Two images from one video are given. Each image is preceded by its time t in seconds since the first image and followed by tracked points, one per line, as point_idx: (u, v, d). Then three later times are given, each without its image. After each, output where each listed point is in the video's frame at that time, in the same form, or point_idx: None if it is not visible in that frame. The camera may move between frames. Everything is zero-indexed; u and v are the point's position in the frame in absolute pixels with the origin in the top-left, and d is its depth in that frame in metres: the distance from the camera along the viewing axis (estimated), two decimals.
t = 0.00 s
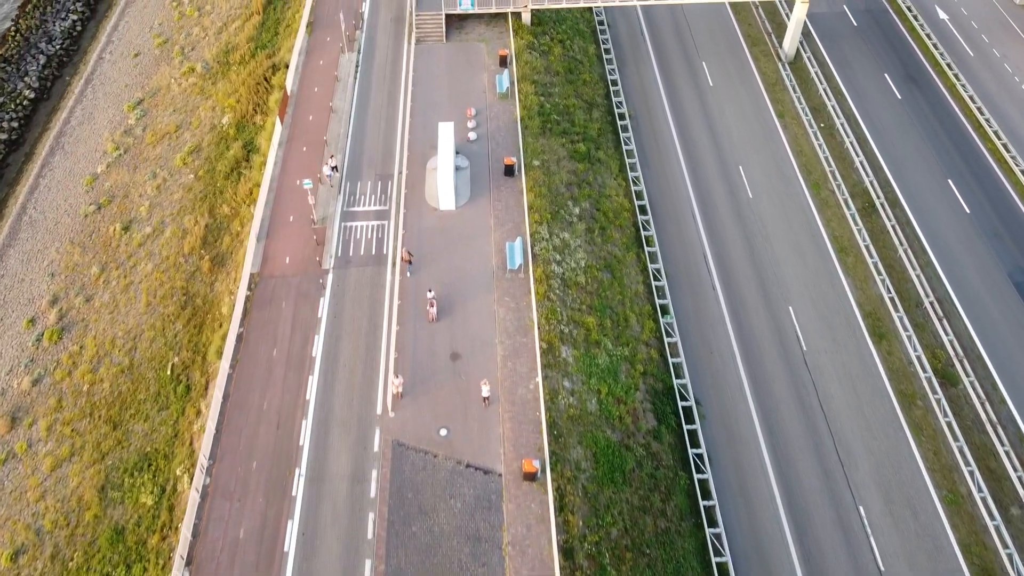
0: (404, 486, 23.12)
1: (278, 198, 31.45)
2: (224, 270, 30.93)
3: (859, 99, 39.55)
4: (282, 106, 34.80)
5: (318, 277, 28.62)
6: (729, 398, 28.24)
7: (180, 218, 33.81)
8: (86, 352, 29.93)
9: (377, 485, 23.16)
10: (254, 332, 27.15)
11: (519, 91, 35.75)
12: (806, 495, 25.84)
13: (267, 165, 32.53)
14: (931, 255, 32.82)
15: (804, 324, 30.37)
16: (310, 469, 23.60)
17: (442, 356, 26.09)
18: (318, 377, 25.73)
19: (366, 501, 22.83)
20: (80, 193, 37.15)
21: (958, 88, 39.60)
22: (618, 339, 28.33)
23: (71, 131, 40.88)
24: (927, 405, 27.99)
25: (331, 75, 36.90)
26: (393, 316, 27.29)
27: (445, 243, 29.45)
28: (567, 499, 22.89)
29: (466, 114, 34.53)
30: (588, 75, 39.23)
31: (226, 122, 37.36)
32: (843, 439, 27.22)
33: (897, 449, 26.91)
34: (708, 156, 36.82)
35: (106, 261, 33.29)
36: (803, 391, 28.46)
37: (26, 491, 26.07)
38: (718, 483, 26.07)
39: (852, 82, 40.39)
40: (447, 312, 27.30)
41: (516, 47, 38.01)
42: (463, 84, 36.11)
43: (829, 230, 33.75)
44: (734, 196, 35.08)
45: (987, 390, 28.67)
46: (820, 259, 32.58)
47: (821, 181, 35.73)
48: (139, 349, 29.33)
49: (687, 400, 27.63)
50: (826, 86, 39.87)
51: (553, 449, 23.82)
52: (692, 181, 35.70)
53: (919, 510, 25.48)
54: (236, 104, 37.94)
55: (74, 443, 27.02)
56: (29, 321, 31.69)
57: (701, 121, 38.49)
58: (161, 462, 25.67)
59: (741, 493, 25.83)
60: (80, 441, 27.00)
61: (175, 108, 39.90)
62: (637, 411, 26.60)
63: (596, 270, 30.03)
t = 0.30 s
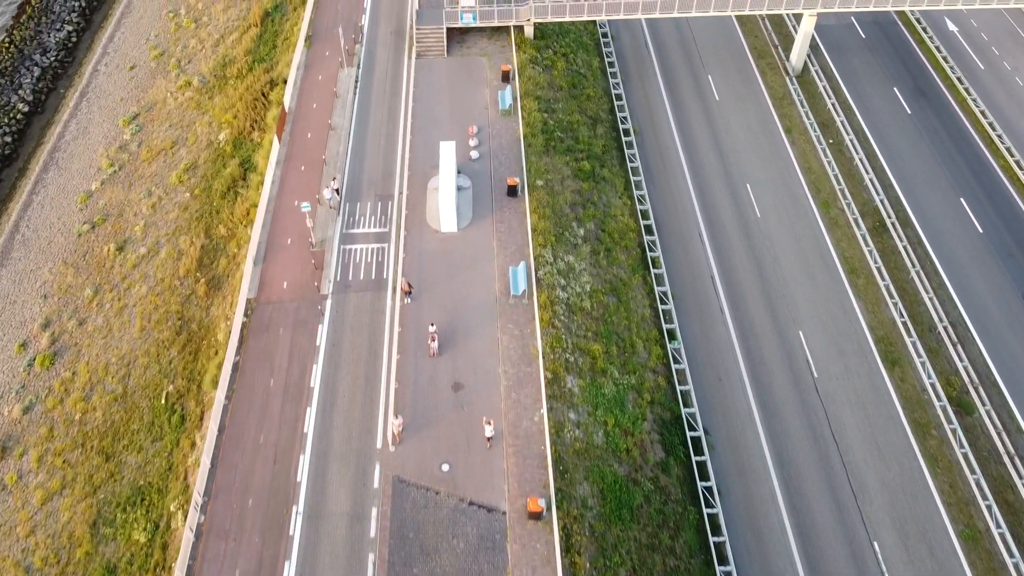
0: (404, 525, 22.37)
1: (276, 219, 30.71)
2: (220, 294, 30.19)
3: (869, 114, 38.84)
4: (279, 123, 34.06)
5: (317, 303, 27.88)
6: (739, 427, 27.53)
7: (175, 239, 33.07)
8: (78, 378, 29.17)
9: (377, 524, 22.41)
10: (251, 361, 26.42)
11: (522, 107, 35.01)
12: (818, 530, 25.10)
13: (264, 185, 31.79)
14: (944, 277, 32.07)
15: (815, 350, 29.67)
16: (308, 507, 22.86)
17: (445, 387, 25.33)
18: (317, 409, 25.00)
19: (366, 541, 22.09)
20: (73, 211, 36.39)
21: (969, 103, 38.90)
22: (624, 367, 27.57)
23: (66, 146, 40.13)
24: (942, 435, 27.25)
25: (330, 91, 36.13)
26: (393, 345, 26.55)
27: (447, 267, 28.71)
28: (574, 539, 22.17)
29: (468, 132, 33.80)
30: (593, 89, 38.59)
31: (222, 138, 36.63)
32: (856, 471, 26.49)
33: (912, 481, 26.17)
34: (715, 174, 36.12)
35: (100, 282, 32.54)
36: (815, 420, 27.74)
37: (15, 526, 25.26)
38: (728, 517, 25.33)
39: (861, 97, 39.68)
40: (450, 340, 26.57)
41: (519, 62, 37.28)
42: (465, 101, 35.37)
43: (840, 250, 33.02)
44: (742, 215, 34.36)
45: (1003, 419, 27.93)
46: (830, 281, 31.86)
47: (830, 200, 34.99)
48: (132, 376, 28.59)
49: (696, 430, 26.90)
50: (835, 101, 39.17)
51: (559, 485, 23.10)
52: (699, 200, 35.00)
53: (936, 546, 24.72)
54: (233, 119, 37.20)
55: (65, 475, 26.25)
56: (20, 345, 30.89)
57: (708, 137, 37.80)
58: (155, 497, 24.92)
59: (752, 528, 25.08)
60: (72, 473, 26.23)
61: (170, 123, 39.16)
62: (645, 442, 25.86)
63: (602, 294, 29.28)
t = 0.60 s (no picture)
0: (405, 570, 21.57)
1: (273, 243, 29.92)
2: (216, 320, 29.43)
3: (879, 130, 38.07)
4: (277, 142, 33.27)
5: (315, 331, 27.10)
6: (750, 460, 26.79)
7: (170, 262, 32.29)
8: (70, 408, 28.34)
9: (377, 568, 21.62)
10: (247, 394, 25.63)
11: (525, 126, 34.23)
12: (833, 569, 24.34)
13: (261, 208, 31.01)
14: (959, 301, 31.27)
15: (827, 378, 28.92)
16: (305, 549, 22.08)
17: (447, 421, 24.56)
18: (315, 445, 24.22)
19: None
20: (67, 231, 35.57)
21: (982, 119, 38.12)
22: (632, 398, 26.77)
23: (60, 162, 39.32)
24: (959, 468, 26.47)
25: (329, 108, 35.32)
26: (394, 377, 25.77)
27: (449, 294, 27.95)
28: None
29: (470, 152, 33.03)
30: (597, 106, 37.86)
31: (219, 157, 35.88)
32: (870, 506, 25.73)
33: (928, 517, 25.40)
34: (723, 193, 35.35)
35: (93, 307, 31.74)
36: (827, 452, 27.00)
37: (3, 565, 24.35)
38: (739, 556, 24.55)
39: (871, 113, 38.93)
40: (452, 371, 25.80)
41: (522, 78, 36.49)
42: (467, 119, 34.59)
43: (851, 273, 32.25)
44: (751, 236, 33.60)
45: (1021, 451, 27.17)
46: (842, 306, 31.10)
47: (841, 221, 34.20)
48: (126, 406, 27.80)
49: (705, 464, 26.14)
50: (844, 117, 38.41)
51: (565, 527, 22.36)
52: (706, 220, 34.25)
53: None
54: (230, 137, 36.43)
55: (56, 511, 25.38)
56: (11, 372, 29.98)
57: (714, 155, 37.05)
58: (148, 535, 24.13)
59: (765, 567, 24.31)
60: (62, 509, 25.38)
61: (166, 139, 38.38)
62: (654, 478, 25.08)
63: (608, 321, 28.49)
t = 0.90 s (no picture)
0: None
1: (270, 270, 29.12)
2: (211, 349, 28.66)
3: (889, 148, 37.27)
4: (274, 164, 32.47)
5: (312, 363, 26.31)
6: (761, 496, 25.96)
7: (165, 286, 31.48)
8: (60, 440, 27.46)
9: None
10: (242, 429, 24.82)
11: (529, 146, 33.41)
12: None
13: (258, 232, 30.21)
14: (974, 328, 30.49)
15: (839, 409, 28.12)
16: None
17: (449, 460, 23.75)
18: (313, 484, 23.41)
19: None
20: (59, 253, 34.73)
21: (994, 136, 37.31)
22: (640, 432, 25.95)
23: (52, 180, 38.48)
24: (977, 505, 25.67)
25: (327, 128, 34.52)
26: (394, 412, 24.95)
27: (451, 324, 27.15)
28: None
29: (472, 173, 32.19)
30: (601, 123, 37.07)
31: (215, 177, 35.09)
32: (886, 545, 24.92)
33: (946, 557, 24.59)
34: (730, 214, 34.57)
35: (85, 333, 30.90)
36: (841, 488, 26.19)
37: None
38: None
39: (881, 130, 38.12)
40: (454, 406, 24.98)
41: (525, 95, 35.68)
42: (468, 138, 33.77)
43: (863, 298, 31.45)
44: (760, 260, 32.80)
45: None
46: (854, 333, 30.29)
47: (851, 243, 33.41)
48: (118, 439, 26.98)
49: (715, 501, 25.33)
50: (854, 135, 37.61)
51: (572, 573, 21.57)
52: (713, 243, 33.45)
53: None
54: (226, 157, 35.65)
55: (44, 551, 24.50)
56: None
57: (721, 174, 36.29)
58: None
59: None
60: (51, 549, 24.51)
61: (161, 158, 37.55)
62: (662, 517, 24.27)
63: (615, 351, 27.68)
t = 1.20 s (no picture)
0: None
1: (266, 300, 28.28)
2: (206, 382, 27.85)
3: (901, 168, 36.43)
4: (271, 188, 31.62)
5: (310, 399, 25.47)
6: (774, 536, 25.12)
7: (158, 314, 30.64)
8: (49, 477, 26.51)
9: None
10: (237, 470, 23.96)
11: (532, 168, 32.53)
12: None
13: (254, 260, 29.37)
14: (991, 357, 29.65)
15: (853, 444, 27.27)
16: None
17: (451, 503, 22.89)
18: (310, 529, 22.54)
19: None
20: (51, 276, 33.80)
21: (1008, 156, 36.49)
22: (648, 470, 25.10)
23: (45, 200, 37.57)
24: (997, 546, 24.82)
25: (325, 149, 33.68)
26: (394, 451, 24.10)
27: (453, 357, 26.30)
28: None
29: (474, 197, 31.35)
30: (606, 143, 36.23)
31: (211, 199, 34.23)
32: None
33: None
34: (739, 238, 33.74)
35: (77, 363, 30.02)
36: (856, 527, 25.34)
37: None
38: None
39: (892, 149, 37.31)
40: (457, 445, 24.12)
41: (528, 115, 34.85)
42: (470, 160, 32.93)
43: (876, 326, 30.63)
44: (769, 285, 31.96)
45: None
46: (867, 363, 29.47)
47: (863, 268, 32.58)
48: (109, 476, 26.11)
49: (727, 542, 24.45)
50: (864, 154, 36.80)
51: None
52: (722, 268, 32.62)
53: None
54: (222, 178, 34.79)
55: None
56: None
57: (729, 195, 35.45)
58: None
59: None
60: None
61: (156, 178, 36.70)
62: (672, 560, 23.40)
63: (622, 384, 26.83)
